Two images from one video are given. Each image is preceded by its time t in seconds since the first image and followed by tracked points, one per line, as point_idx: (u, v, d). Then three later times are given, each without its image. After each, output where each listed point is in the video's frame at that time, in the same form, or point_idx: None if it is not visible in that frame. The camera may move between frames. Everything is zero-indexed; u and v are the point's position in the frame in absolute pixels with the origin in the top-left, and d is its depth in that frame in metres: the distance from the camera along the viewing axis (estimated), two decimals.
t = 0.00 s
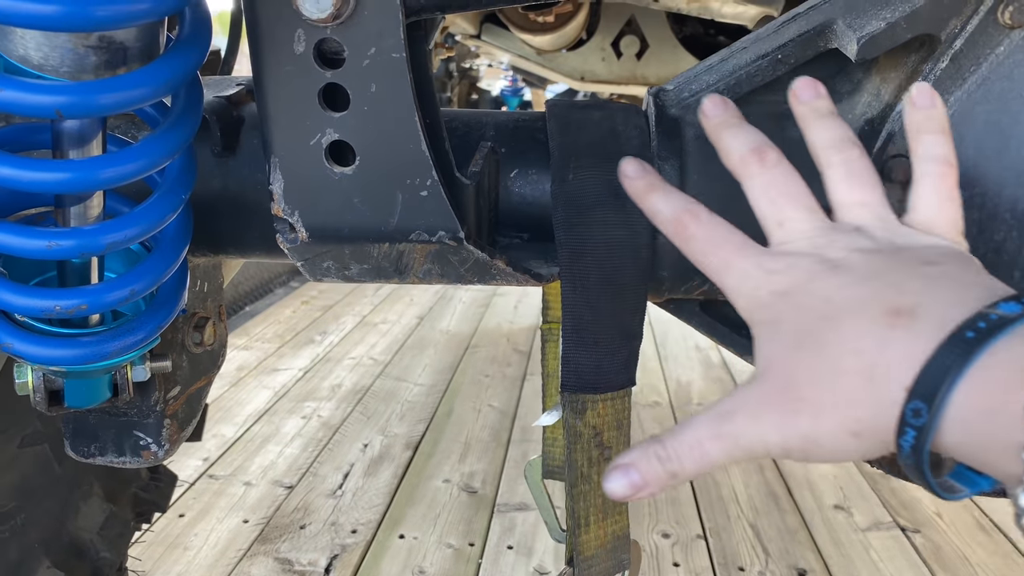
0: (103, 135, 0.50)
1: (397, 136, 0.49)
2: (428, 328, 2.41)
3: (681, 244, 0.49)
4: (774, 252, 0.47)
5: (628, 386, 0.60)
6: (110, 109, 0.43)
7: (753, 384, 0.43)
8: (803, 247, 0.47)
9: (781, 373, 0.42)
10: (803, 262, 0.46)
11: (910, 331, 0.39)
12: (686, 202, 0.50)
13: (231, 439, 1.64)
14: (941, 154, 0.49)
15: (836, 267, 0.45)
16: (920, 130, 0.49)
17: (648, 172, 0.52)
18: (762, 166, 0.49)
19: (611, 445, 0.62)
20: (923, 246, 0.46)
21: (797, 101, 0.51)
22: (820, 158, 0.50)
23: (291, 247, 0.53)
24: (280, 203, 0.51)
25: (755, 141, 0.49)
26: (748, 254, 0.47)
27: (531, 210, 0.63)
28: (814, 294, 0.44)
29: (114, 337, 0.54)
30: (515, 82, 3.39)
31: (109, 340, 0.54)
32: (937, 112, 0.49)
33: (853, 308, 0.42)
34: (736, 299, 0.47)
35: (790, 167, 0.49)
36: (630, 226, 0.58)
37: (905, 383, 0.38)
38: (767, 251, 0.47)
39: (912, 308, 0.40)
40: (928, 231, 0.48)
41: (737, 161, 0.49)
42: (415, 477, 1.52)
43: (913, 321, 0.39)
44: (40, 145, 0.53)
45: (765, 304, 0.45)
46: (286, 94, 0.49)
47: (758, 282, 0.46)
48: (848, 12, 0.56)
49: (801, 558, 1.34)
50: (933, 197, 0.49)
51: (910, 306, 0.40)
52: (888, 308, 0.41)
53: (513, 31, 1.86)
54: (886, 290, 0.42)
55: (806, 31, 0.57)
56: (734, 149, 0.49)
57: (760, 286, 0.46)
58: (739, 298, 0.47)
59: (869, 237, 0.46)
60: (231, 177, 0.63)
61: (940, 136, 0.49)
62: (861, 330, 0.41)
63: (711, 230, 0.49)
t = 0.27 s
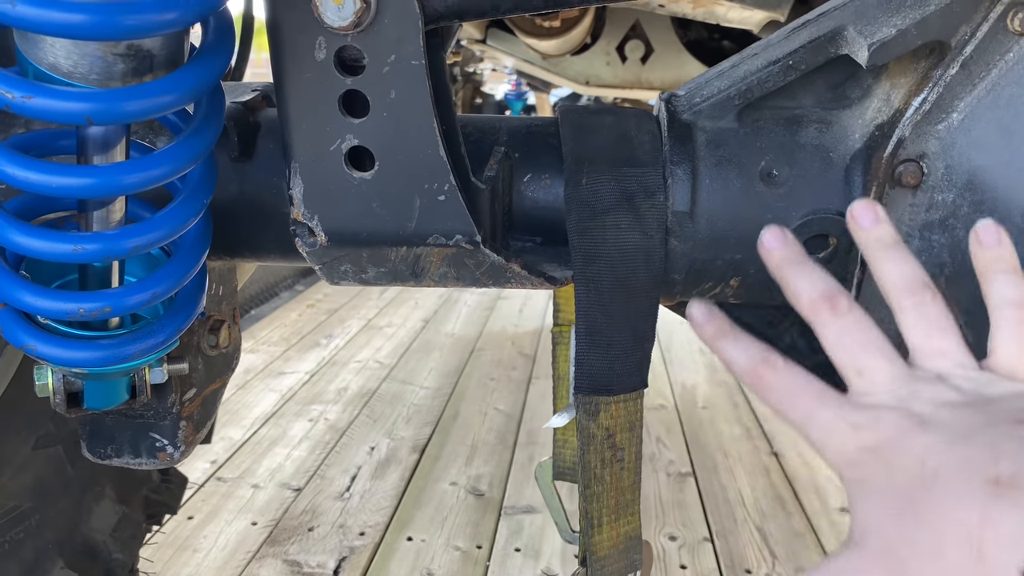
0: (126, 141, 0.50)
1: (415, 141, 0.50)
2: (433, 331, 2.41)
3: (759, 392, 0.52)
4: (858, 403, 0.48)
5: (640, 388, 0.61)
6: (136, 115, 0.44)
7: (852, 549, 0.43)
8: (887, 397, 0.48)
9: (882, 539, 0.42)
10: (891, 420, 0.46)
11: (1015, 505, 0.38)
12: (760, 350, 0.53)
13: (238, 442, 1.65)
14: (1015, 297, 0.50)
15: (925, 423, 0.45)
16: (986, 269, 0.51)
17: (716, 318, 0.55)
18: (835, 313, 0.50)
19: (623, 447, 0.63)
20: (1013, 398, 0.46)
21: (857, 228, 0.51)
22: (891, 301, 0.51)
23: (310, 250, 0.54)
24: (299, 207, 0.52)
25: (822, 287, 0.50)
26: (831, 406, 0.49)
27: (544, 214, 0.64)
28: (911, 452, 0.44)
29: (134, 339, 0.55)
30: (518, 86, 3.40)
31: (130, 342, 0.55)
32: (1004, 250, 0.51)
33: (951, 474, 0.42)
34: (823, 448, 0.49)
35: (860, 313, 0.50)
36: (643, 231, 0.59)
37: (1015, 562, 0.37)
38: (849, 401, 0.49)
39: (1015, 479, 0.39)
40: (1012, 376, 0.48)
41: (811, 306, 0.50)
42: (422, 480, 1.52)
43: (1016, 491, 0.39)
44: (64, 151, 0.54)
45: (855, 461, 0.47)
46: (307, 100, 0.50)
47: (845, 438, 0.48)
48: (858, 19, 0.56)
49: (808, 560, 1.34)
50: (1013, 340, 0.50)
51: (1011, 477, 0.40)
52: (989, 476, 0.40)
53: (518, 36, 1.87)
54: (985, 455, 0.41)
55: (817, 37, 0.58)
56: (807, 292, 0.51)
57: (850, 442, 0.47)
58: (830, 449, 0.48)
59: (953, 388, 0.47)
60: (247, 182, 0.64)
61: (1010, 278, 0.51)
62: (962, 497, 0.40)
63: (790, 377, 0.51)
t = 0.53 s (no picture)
0: (126, 142, 0.51)
1: (413, 143, 0.51)
2: (434, 333, 2.42)
3: (646, 451, 0.52)
4: (742, 460, 0.48)
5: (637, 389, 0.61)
6: (134, 117, 0.44)
7: None
8: (767, 450, 0.48)
9: None
10: (768, 474, 0.46)
11: (888, 550, 0.37)
12: (642, 406, 0.53)
13: (239, 444, 1.65)
14: (873, 331, 0.50)
15: (802, 473, 0.45)
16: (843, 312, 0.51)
17: (649, 294, 0.54)
18: (704, 369, 0.51)
19: (620, 447, 0.63)
20: (884, 435, 0.46)
21: (717, 274, 0.53)
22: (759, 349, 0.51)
23: (308, 251, 0.54)
24: (298, 208, 0.53)
25: (687, 343, 0.51)
26: (717, 466, 0.49)
27: (542, 216, 0.64)
28: (796, 510, 0.43)
29: (134, 340, 0.55)
30: (519, 89, 3.41)
31: (129, 343, 0.55)
32: (856, 289, 0.51)
33: (829, 526, 0.41)
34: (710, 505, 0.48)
35: (727, 365, 0.51)
36: (641, 232, 0.59)
37: None
38: (732, 460, 0.48)
39: (888, 523, 0.38)
40: (882, 411, 0.49)
41: (679, 362, 0.51)
42: (422, 481, 1.53)
43: (892, 536, 0.38)
44: (64, 152, 0.54)
45: (741, 521, 0.46)
46: (306, 101, 0.50)
47: (727, 494, 0.47)
48: (855, 20, 0.57)
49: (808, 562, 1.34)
50: (878, 373, 0.50)
51: (886, 521, 0.39)
52: (864, 524, 0.39)
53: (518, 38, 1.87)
54: (858, 501, 0.40)
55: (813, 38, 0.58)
56: (676, 348, 0.51)
57: (731, 498, 0.47)
58: (716, 502, 0.48)
59: (828, 431, 0.47)
60: (247, 183, 0.65)
61: (867, 312, 0.51)
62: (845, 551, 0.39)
63: (673, 437, 0.51)
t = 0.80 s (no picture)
0: (112, 142, 0.50)
1: (399, 142, 0.50)
2: (432, 334, 2.41)
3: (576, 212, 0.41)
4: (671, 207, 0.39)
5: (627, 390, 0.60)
6: (117, 116, 0.44)
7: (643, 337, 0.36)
8: (694, 195, 0.39)
9: (674, 314, 0.36)
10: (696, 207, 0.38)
11: (799, 245, 0.33)
12: (579, 170, 0.43)
13: (236, 445, 1.65)
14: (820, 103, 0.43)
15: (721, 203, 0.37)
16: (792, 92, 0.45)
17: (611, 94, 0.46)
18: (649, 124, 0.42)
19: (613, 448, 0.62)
20: (814, 172, 0.39)
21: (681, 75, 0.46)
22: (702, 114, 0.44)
23: (296, 251, 0.54)
24: (285, 208, 0.52)
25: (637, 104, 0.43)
26: (644, 213, 0.39)
27: (532, 216, 0.64)
28: (706, 230, 0.36)
29: (121, 340, 0.55)
30: (518, 90, 3.40)
31: (116, 343, 0.55)
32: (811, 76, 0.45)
33: (742, 230, 0.35)
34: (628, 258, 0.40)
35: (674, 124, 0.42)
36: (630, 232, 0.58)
37: (793, 296, 0.33)
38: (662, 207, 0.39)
39: (801, 219, 0.34)
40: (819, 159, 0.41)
41: (624, 123, 0.42)
42: (419, 483, 1.52)
43: (801, 231, 0.34)
44: (52, 152, 0.54)
45: (654, 261, 0.38)
46: (292, 100, 0.50)
47: (645, 237, 0.39)
48: (845, 19, 0.56)
49: (805, 564, 1.34)
50: (814, 125, 0.43)
51: (796, 219, 0.34)
52: (776, 222, 0.35)
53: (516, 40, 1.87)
54: (772, 202, 0.36)
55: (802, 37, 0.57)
56: (622, 112, 0.43)
57: (651, 242, 0.38)
58: (638, 260, 0.39)
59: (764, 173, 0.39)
60: (237, 183, 0.64)
61: (816, 94, 0.44)
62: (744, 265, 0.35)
63: (606, 192, 0.41)
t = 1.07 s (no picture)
0: (125, 147, 0.51)
1: (411, 148, 0.51)
2: (435, 336, 2.42)
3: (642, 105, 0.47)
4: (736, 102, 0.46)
5: (637, 393, 0.61)
6: (133, 122, 0.44)
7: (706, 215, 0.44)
8: (761, 91, 0.45)
9: (732, 198, 0.43)
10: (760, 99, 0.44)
11: (855, 129, 0.39)
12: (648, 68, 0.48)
13: (240, 447, 1.65)
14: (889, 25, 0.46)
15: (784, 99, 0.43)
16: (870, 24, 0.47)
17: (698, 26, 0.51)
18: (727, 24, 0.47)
19: (621, 451, 0.62)
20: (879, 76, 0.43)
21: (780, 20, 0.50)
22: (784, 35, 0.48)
23: (307, 256, 0.54)
24: (297, 213, 0.53)
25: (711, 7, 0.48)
26: (707, 107, 0.46)
27: (541, 220, 0.64)
28: (767, 125, 0.43)
29: (132, 345, 0.55)
30: (521, 92, 3.41)
31: (128, 348, 0.55)
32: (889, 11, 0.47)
33: (804, 124, 0.41)
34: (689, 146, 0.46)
35: (748, 31, 0.47)
36: (640, 236, 0.58)
37: (849, 172, 0.39)
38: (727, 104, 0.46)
39: (860, 107, 0.40)
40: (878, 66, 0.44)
41: (701, 22, 0.47)
42: (423, 485, 1.52)
43: (858, 117, 0.40)
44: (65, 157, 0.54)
45: (719, 145, 0.44)
46: (304, 106, 0.50)
47: (710, 128, 0.45)
48: (854, 26, 0.56)
49: (810, 565, 1.34)
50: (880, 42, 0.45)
51: (858, 106, 0.40)
52: (837, 112, 0.41)
53: (519, 42, 1.87)
54: (836, 95, 0.42)
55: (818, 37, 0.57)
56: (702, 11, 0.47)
57: (719, 130, 0.45)
58: (702, 150, 0.46)
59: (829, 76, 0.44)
60: (247, 188, 0.65)
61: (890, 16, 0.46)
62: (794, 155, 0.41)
63: (673, 87, 0.47)
